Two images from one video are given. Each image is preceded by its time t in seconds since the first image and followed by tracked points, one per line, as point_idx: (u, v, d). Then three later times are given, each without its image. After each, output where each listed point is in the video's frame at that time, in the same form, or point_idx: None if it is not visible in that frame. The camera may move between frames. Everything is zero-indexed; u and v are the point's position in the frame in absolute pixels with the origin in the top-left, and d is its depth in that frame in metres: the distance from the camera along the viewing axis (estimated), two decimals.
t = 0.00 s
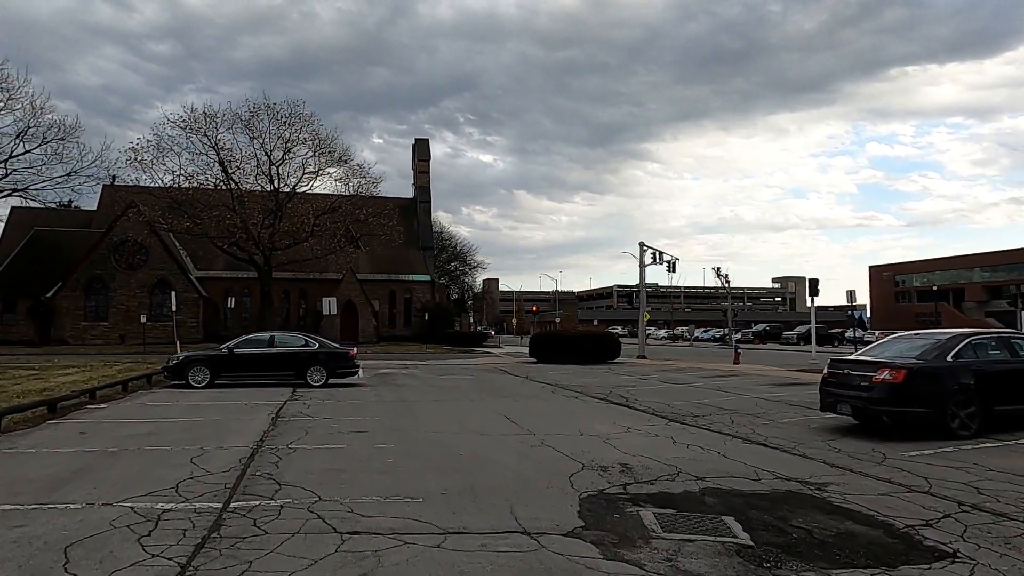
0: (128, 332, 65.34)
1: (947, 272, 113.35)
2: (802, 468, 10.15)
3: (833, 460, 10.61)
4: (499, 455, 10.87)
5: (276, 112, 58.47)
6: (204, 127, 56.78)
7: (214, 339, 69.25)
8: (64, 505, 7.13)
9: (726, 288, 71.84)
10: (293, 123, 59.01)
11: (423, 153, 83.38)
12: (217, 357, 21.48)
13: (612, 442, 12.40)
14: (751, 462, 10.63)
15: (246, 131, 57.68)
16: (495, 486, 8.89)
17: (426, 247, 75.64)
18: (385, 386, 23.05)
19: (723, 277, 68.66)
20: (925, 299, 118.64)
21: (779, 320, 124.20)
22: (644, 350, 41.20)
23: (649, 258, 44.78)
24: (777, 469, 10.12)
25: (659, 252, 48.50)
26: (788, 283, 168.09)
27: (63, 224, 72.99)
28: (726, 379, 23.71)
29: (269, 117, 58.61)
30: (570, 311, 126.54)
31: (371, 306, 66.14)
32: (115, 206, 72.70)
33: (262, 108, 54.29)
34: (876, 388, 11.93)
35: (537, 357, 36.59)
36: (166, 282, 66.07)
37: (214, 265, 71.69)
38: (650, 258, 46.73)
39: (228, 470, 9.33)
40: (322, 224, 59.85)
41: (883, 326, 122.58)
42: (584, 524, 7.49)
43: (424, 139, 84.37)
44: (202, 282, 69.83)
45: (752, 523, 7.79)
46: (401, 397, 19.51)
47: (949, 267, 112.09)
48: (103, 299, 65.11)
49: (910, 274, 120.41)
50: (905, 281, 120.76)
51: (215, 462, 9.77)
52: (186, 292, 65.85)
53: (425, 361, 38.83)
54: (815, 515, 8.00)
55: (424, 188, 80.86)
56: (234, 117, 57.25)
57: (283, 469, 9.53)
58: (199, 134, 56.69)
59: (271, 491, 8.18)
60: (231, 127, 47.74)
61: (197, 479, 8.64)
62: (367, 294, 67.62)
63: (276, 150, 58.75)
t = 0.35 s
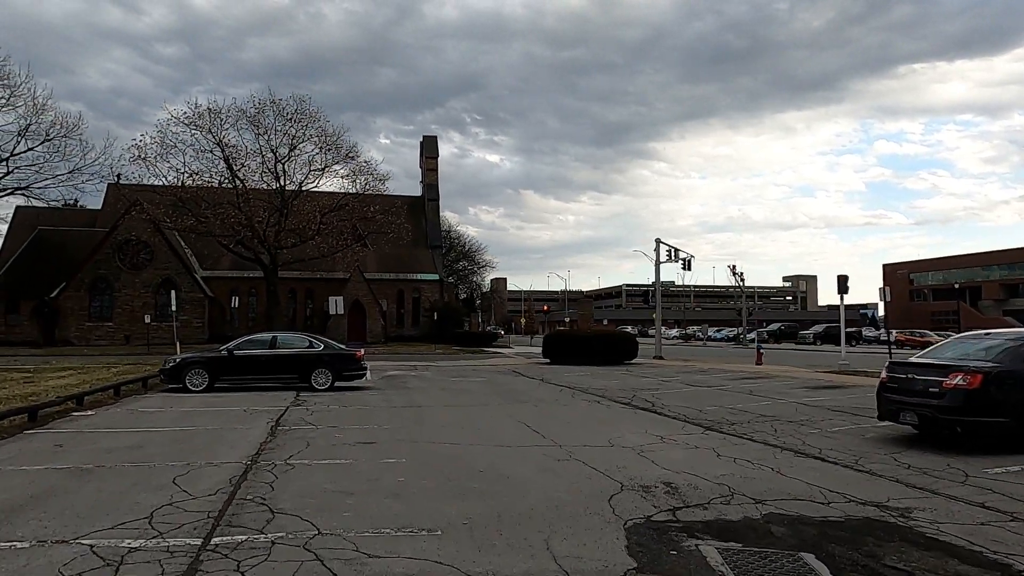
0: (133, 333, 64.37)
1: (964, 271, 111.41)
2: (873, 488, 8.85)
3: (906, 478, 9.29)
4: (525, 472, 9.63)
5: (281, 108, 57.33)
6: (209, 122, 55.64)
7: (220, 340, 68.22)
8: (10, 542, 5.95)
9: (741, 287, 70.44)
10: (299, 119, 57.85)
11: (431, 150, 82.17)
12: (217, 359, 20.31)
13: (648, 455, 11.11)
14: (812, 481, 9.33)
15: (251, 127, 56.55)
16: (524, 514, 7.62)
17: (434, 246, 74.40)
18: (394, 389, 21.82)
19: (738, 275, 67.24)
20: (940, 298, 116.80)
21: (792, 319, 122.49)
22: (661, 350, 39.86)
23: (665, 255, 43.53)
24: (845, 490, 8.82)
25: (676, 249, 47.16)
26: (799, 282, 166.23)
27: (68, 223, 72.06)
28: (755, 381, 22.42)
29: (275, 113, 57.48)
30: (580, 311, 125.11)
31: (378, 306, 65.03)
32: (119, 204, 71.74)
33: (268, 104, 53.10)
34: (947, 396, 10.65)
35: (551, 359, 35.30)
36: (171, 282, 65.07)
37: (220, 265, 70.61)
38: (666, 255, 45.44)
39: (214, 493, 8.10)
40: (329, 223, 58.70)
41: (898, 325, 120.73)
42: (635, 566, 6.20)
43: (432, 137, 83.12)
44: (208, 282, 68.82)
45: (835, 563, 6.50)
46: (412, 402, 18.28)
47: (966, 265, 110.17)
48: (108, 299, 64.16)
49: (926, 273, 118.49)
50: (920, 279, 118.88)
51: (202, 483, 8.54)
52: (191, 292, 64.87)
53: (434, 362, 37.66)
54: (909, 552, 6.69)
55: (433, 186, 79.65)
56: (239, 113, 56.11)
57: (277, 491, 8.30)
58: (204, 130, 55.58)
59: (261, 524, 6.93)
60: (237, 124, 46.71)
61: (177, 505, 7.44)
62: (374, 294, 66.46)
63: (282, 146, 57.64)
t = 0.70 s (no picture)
0: (137, 335, 63.36)
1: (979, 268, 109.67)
2: (963, 518, 7.54)
3: (998, 504, 7.98)
4: (554, 497, 8.34)
5: (285, 105, 56.20)
6: (212, 119, 54.50)
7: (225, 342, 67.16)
8: None
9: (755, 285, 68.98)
10: (303, 116, 56.70)
11: (437, 148, 80.89)
12: (212, 362, 19.08)
13: (689, 474, 9.79)
14: (889, 507, 8.01)
15: (254, 124, 55.42)
16: (561, 554, 6.34)
17: (442, 245, 73.16)
18: (401, 393, 20.56)
19: (753, 273, 65.83)
20: (955, 297, 114.98)
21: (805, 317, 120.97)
22: (676, 351, 38.52)
23: (680, 253, 42.22)
24: (934, 521, 7.48)
25: (690, 246, 45.81)
26: (809, 281, 164.87)
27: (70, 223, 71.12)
28: (785, 385, 21.07)
29: (279, 110, 56.35)
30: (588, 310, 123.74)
31: (385, 306, 63.85)
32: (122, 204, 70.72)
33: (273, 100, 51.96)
34: None
35: (563, 360, 34.00)
36: (174, 283, 64.05)
37: (224, 265, 69.53)
38: (680, 253, 44.15)
39: (191, 527, 6.88)
40: (335, 222, 57.56)
41: (911, 324, 119.21)
42: None
43: (439, 134, 81.85)
44: (212, 282, 67.76)
45: None
46: (420, 408, 17.03)
47: (982, 262, 108.36)
48: (111, 300, 63.19)
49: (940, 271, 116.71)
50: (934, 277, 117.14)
51: (177, 513, 7.31)
52: (196, 293, 63.84)
53: (442, 363, 36.47)
54: None
55: (440, 184, 78.43)
56: (242, 109, 54.96)
57: (266, 524, 7.03)
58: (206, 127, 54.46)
59: (243, 573, 5.66)
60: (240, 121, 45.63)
61: (141, 546, 6.18)
62: (381, 294, 65.30)
63: (286, 144, 56.52)
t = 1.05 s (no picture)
0: (142, 336, 62.37)
1: (998, 266, 107.68)
2: None
3: None
4: (595, 529, 7.07)
5: (291, 101, 55.13)
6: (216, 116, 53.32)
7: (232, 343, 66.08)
8: None
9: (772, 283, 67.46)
10: (310, 112, 55.60)
11: (446, 145, 79.67)
12: (211, 366, 17.89)
13: (744, 496, 8.52)
14: (995, 540, 6.71)
15: (260, 120, 54.32)
16: None
17: (451, 244, 71.94)
18: (411, 398, 19.33)
19: (769, 271, 64.37)
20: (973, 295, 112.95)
21: (819, 316, 119.21)
22: (695, 351, 37.16)
23: (699, 251, 40.84)
24: None
25: (709, 244, 44.38)
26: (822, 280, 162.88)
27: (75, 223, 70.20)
28: (822, 388, 19.73)
29: (285, 106, 55.25)
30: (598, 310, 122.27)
31: (394, 306, 62.69)
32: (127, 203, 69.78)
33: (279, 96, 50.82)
34: None
35: (579, 362, 32.69)
36: (180, 283, 63.06)
37: (230, 265, 68.49)
38: (698, 250, 42.77)
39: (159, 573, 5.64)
40: (342, 220, 56.45)
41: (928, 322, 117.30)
42: None
43: (447, 132, 80.64)
44: (219, 283, 66.75)
45: None
46: (432, 416, 15.77)
47: (1001, 260, 106.34)
48: (116, 301, 62.24)
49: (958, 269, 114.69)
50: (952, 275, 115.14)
51: (145, 552, 6.07)
52: (202, 293, 62.83)
53: (452, 365, 35.17)
54: None
55: (449, 182, 77.23)
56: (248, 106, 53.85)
57: (251, 567, 5.79)
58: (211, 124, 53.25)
59: None
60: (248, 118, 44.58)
61: None
62: (389, 294, 64.16)
63: (293, 141, 55.43)
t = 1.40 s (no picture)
0: (146, 338, 61.38)
1: (1015, 263, 105.64)
2: None
3: None
4: (647, 570, 5.79)
5: (296, 97, 53.99)
6: (219, 112, 52.18)
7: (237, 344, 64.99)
8: None
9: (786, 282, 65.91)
10: (314, 108, 54.46)
11: (453, 143, 78.42)
12: (205, 369, 16.68)
13: (816, 525, 7.25)
14: None
15: (264, 117, 53.20)
16: None
17: (459, 243, 70.66)
18: (421, 403, 18.07)
19: (784, 269, 62.85)
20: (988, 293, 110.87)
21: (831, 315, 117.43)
22: (713, 352, 35.76)
23: (716, 248, 39.49)
24: None
25: (725, 241, 43.04)
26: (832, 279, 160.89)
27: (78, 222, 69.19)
28: (861, 392, 18.37)
29: (289, 102, 54.12)
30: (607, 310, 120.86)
31: (401, 307, 61.54)
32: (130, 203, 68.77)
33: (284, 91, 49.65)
34: None
35: (594, 363, 31.34)
36: (184, 283, 62.03)
37: (235, 265, 67.36)
38: (716, 246, 41.45)
39: None
40: (348, 219, 55.22)
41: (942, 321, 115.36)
42: None
43: (454, 129, 79.38)
44: (223, 283, 65.72)
45: None
46: (444, 424, 14.50)
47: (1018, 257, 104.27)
48: (120, 302, 61.27)
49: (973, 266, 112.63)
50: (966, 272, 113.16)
51: None
52: (206, 294, 61.81)
53: (462, 367, 34.00)
54: None
55: (456, 180, 75.99)
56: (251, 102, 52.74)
57: None
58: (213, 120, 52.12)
59: None
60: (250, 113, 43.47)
61: None
62: (396, 294, 62.99)
63: (297, 138, 54.29)
